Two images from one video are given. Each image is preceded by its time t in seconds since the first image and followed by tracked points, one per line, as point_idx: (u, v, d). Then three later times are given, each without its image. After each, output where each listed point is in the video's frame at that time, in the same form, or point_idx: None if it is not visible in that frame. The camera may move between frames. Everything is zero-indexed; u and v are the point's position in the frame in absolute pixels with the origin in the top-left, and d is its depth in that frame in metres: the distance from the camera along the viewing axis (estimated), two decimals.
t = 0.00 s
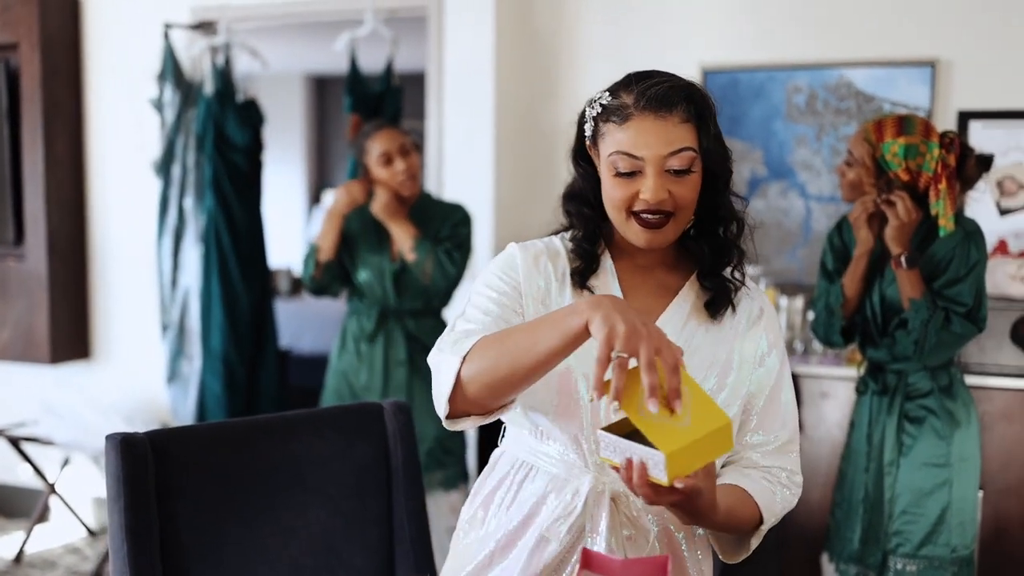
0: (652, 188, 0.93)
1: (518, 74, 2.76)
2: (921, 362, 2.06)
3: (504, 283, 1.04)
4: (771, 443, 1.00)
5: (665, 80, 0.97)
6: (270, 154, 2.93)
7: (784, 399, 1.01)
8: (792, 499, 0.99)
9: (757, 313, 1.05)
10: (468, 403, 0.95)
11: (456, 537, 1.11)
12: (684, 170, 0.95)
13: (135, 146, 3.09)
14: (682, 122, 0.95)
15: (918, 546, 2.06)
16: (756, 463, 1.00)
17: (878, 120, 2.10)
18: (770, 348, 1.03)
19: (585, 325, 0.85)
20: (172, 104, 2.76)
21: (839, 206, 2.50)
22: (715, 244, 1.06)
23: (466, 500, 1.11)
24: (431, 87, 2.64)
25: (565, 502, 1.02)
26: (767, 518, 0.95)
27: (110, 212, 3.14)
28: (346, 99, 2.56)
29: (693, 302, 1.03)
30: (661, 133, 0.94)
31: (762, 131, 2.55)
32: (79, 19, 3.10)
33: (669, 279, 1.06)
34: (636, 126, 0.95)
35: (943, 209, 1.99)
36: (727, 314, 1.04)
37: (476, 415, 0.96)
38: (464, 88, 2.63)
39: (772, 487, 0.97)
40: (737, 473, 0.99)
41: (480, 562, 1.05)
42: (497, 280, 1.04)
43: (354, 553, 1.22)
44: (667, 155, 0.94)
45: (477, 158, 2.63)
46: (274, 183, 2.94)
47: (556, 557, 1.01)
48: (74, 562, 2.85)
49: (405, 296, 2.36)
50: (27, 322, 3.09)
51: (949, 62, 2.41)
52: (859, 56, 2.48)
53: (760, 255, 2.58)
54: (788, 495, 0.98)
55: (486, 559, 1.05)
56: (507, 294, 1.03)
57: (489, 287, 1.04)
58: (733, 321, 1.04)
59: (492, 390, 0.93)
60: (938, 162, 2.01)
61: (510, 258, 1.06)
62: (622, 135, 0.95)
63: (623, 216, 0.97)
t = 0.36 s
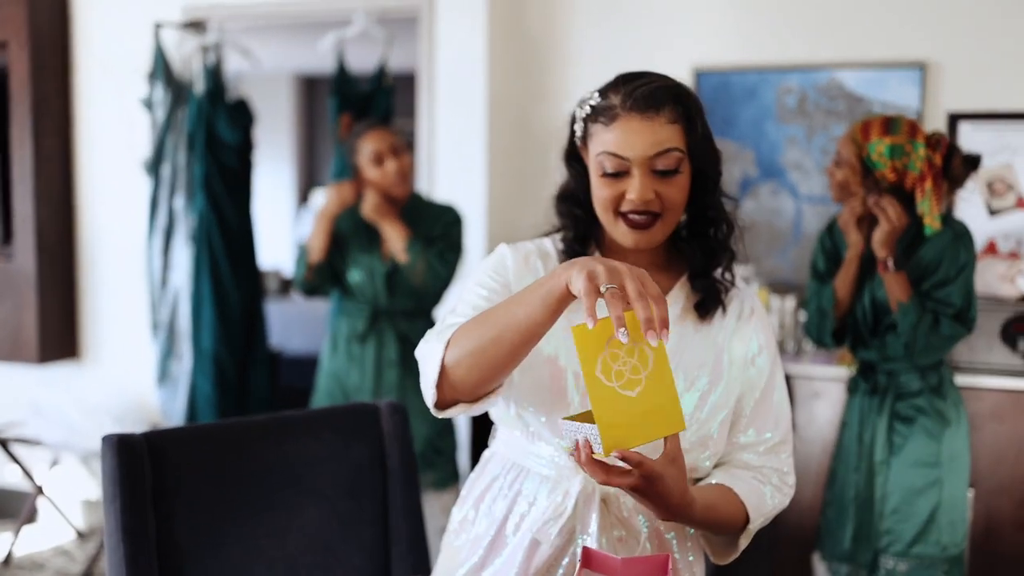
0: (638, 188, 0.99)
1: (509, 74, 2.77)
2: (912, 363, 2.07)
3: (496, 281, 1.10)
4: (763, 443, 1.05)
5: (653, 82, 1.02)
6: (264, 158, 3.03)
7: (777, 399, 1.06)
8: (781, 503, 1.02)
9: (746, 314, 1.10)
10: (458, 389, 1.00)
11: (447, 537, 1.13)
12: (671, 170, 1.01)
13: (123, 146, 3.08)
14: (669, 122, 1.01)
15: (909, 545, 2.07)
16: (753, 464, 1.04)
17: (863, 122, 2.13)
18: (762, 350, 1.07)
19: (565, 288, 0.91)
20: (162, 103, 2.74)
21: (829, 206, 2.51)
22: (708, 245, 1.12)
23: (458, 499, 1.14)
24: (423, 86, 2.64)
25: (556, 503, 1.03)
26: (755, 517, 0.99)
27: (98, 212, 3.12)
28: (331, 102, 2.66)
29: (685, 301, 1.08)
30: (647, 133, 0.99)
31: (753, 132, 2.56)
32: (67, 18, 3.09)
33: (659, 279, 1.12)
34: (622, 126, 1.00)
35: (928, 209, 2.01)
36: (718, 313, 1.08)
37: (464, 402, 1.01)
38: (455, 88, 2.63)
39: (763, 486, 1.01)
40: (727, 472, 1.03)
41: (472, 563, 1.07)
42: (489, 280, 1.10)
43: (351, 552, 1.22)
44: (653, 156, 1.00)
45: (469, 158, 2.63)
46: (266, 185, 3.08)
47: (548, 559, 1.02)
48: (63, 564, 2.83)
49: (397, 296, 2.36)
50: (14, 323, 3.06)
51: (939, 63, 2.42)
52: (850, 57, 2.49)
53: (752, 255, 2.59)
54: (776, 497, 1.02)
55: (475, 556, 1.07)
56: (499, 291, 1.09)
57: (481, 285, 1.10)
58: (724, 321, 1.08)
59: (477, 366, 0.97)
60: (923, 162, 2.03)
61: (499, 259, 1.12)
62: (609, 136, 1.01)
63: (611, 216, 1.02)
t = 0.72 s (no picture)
0: (616, 190, 0.99)
1: (499, 74, 2.76)
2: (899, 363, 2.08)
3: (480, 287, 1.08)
4: (758, 438, 1.05)
5: (628, 83, 1.02)
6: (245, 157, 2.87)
7: (767, 394, 1.07)
8: (781, 495, 1.02)
9: (727, 312, 1.11)
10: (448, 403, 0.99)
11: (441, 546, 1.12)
12: (647, 171, 1.01)
13: (112, 148, 3.06)
14: (644, 123, 1.01)
15: (897, 542, 2.09)
16: (747, 460, 1.04)
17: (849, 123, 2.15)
18: (747, 346, 1.08)
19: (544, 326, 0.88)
20: (150, 103, 2.72)
21: (818, 206, 2.53)
22: (681, 246, 1.12)
23: (452, 508, 1.14)
24: (414, 86, 2.63)
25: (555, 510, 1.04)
26: (754, 513, 0.99)
27: (86, 212, 3.11)
28: (318, 105, 2.56)
29: (666, 304, 1.09)
30: (623, 134, 1.00)
31: (742, 133, 2.57)
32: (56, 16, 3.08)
33: (640, 280, 1.12)
34: (598, 127, 1.00)
35: (911, 208, 2.04)
36: (700, 313, 1.09)
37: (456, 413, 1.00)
38: (446, 88, 2.63)
39: (760, 482, 1.01)
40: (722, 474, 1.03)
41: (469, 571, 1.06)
42: (472, 289, 1.07)
43: (346, 553, 1.22)
44: (630, 157, 1.00)
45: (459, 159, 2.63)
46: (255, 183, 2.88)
47: (547, 562, 1.02)
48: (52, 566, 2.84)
49: (386, 299, 2.35)
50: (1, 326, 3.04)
51: (927, 64, 2.44)
52: (838, 58, 2.51)
53: (741, 255, 2.60)
54: (775, 489, 1.01)
55: (470, 564, 1.06)
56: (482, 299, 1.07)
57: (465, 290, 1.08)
58: (706, 319, 1.09)
59: (457, 390, 0.97)
60: (907, 162, 2.05)
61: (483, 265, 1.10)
62: (584, 138, 1.01)
63: (589, 217, 1.03)
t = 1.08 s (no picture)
0: (602, 214, 0.94)
1: (488, 79, 2.78)
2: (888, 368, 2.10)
3: (449, 325, 1.01)
4: (759, 442, 1.02)
5: (614, 100, 0.95)
6: (236, 162, 3.18)
7: (763, 397, 1.03)
8: (790, 498, 1.01)
9: (720, 317, 1.04)
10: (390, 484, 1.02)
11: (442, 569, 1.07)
12: (635, 192, 0.95)
13: (101, 152, 3.06)
14: (630, 143, 0.94)
15: (885, 547, 2.10)
16: (748, 471, 1.02)
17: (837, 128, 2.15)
18: (741, 349, 1.02)
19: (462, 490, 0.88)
20: (139, 107, 2.69)
21: (806, 212, 2.54)
22: (670, 260, 1.05)
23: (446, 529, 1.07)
24: (403, 91, 2.63)
25: (559, 531, 0.99)
26: (774, 533, 0.98)
27: (74, 217, 3.10)
28: (307, 111, 2.61)
29: (657, 314, 1.02)
30: (608, 156, 0.93)
31: (730, 138, 2.58)
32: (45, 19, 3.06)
33: (630, 290, 1.05)
34: (582, 152, 0.94)
35: (898, 214, 2.04)
36: (692, 322, 1.02)
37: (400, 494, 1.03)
38: (435, 93, 2.63)
39: (772, 499, 0.99)
40: (734, 499, 1.00)
41: None
42: (435, 330, 1.01)
43: (340, 557, 1.26)
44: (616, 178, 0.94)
45: (448, 164, 2.64)
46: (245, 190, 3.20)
47: None
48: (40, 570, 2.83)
49: (376, 305, 2.36)
50: None
51: (913, 71, 2.46)
52: (826, 65, 2.52)
53: (730, 260, 2.61)
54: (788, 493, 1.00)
55: None
56: (451, 338, 1.01)
57: (430, 336, 1.01)
58: (697, 329, 1.02)
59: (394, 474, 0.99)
60: (894, 167, 2.06)
61: (453, 297, 1.02)
62: (568, 158, 0.95)
63: (576, 236, 0.97)
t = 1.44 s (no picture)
0: (596, 231, 0.94)
1: (484, 81, 2.79)
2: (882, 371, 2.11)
3: (455, 335, 1.02)
4: (751, 441, 1.03)
5: (603, 120, 0.94)
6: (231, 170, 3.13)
7: (758, 399, 1.04)
8: (778, 501, 1.02)
9: (717, 317, 1.05)
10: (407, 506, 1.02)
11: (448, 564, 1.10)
12: (627, 210, 0.95)
13: (97, 154, 3.05)
14: (621, 163, 0.94)
15: (879, 549, 2.12)
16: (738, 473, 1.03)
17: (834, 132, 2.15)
18: (740, 348, 1.04)
19: None
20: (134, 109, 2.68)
21: (802, 215, 2.55)
22: (664, 268, 1.05)
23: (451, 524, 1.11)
24: (400, 93, 2.64)
25: (559, 528, 1.01)
26: (756, 539, 0.99)
27: (70, 219, 3.10)
28: (303, 115, 2.58)
29: (653, 320, 1.02)
30: (600, 176, 0.93)
31: (725, 141, 2.60)
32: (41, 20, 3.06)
33: (629, 294, 1.06)
34: (572, 172, 0.94)
35: (895, 217, 2.07)
36: (689, 324, 1.03)
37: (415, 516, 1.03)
38: (431, 95, 2.64)
39: (755, 504, 1.01)
40: (721, 504, 1.02)
41: None
42: (438, 348, 1.02)
43: (339, 559, 1.27)
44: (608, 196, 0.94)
45: (445, 167, 2.64)
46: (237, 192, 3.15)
47: None
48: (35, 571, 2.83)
49: (374, 307, 2.35)
50: None
51: (909, 74, 2.47)
52: (822, 68, 2.54)
53: (724, 262, 2.63)
54: (774, 501, 1.01)
55: None
56: (459, 347, 1.01)
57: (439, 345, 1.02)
58: (694, 332, 1.03)
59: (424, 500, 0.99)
60: (892, 170, 2.08)
61: (459, 306, 1.03)
62: (560, 176, 0.95)
63: (571, 249, 0.98)
